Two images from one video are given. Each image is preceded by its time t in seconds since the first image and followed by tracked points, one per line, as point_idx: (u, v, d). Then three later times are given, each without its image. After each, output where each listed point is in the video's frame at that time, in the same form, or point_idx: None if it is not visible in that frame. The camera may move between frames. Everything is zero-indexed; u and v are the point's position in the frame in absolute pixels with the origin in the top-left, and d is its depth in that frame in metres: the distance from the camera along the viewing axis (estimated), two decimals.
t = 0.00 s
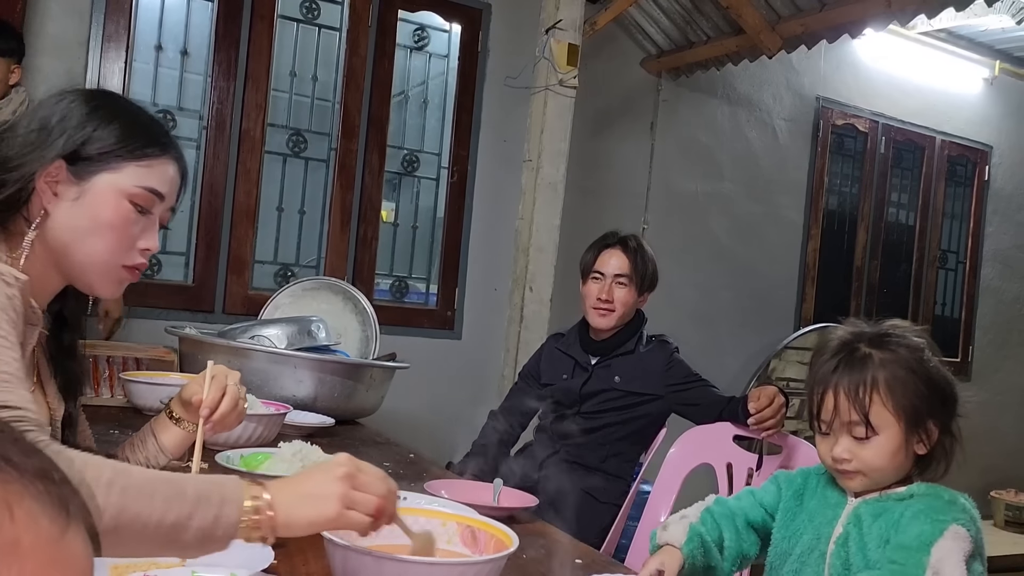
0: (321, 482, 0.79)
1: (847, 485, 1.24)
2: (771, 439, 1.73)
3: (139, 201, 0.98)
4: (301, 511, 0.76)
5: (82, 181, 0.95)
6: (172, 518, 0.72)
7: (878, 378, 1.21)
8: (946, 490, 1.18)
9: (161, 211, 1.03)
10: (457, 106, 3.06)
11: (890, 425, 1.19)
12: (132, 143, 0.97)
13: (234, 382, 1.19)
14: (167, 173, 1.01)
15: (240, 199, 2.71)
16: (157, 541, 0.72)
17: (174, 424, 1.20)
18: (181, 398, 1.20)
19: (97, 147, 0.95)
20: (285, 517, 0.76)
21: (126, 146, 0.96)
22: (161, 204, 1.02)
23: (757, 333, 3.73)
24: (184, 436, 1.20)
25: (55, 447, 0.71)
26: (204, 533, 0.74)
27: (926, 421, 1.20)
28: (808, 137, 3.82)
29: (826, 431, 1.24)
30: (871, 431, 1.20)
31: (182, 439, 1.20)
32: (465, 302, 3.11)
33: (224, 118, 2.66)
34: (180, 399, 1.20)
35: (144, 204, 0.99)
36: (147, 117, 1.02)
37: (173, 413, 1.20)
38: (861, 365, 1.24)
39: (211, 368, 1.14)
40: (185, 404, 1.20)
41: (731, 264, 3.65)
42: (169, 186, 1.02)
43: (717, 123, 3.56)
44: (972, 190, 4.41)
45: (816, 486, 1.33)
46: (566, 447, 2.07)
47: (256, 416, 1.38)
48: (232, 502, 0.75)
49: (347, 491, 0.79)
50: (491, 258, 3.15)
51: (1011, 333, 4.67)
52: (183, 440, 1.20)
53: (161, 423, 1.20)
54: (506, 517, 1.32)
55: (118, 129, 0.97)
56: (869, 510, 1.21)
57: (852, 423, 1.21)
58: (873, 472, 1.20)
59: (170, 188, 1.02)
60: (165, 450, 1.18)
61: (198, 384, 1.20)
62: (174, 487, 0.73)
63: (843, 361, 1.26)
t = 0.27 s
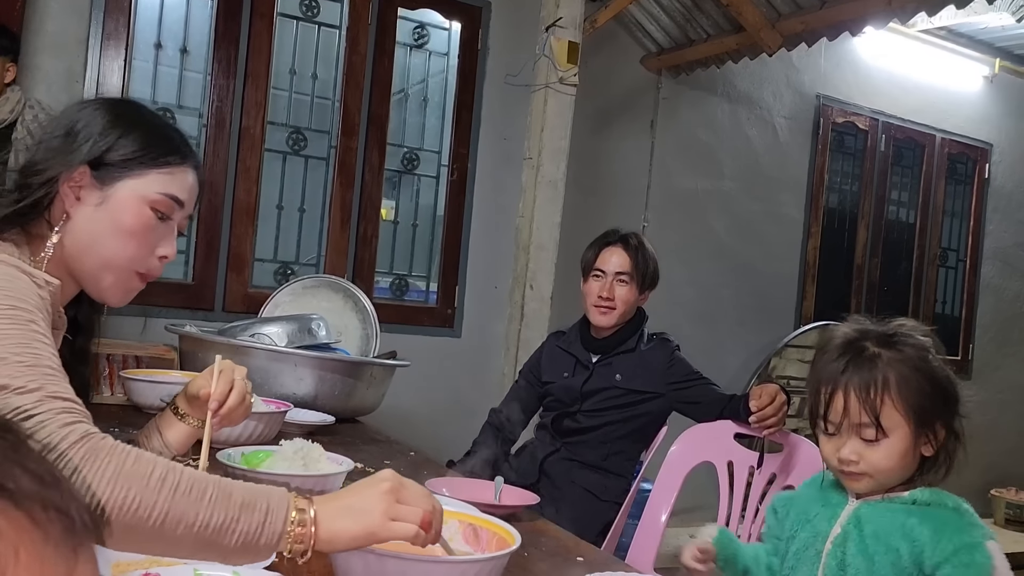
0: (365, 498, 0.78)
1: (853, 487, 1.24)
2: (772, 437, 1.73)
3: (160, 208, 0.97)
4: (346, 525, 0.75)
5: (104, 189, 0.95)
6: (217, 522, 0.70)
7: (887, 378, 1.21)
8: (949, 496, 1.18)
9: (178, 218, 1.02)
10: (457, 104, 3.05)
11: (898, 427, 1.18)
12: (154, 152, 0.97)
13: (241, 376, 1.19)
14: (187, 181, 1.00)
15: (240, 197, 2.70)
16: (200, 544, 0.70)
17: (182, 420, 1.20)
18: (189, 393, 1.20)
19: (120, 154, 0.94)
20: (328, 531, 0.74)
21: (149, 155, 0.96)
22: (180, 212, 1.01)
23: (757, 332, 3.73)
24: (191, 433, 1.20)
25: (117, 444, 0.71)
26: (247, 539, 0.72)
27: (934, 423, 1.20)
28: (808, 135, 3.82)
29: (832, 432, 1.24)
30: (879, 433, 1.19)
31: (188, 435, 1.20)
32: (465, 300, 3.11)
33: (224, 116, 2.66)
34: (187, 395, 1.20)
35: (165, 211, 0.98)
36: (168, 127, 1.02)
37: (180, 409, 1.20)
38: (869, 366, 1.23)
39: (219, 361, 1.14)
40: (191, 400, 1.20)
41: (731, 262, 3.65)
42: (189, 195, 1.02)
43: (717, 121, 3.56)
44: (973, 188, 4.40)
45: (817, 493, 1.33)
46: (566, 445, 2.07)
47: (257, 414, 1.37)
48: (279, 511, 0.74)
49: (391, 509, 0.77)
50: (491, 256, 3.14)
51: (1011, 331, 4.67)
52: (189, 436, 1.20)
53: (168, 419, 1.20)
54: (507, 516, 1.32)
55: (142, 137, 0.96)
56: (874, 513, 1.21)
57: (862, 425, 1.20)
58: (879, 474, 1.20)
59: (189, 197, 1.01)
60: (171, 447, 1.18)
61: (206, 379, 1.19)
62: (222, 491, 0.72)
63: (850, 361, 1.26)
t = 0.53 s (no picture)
0: (372, 509, 0.77)
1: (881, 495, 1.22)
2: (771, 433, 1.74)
3: (163, 209, 0.98)
4: (348, 535, 0.75)
5: (108, 190, 0.95)
6: (220, 525, 0.71)
7: (919, 385, 1.17)
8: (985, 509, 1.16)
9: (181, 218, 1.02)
10: (456, 100, 3.05)
11: (930, 437, 1.15)
12: (156, 152, 0.97)
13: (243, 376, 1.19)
14: (190, 182, 1.01)
15: (238, 194, 2.70)
16: (204, 547, 0.71)
17: (183, 418, 1.20)
18: (190, 392, 1.20)
19: (124, 155, 0.95)
20: (332, 540, 0.75)
21: (152, 156, 0.96)
22: (182, 212, 1.01)
23: (756, 328, 3.75)
24: (192, 430, 1.20)
25: (124, 445, 0.72)
26: (250, 543, 0.72)
27: (969, 432, 1.16)
28: (806, 131, 3.82)
29: (861, 439, 1.21)
30: (910, 443, 1.16)
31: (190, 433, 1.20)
32: (463, 297, 3.11)
33: (222, 113, 2.66)
34: (189, 394, 1.20)
35: (167, 211, 0.99)
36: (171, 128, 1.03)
37: (180, 408, 1.20)
38: (901, 373, 1.20)
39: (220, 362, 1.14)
40: (192, 399, 1.20)
41: (729, 258, 3.65)
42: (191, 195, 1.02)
43: (715, 117, 3.56)
44: (970, 184, 4.40)
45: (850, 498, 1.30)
46: (565, 441, 2.07)
47: (256, 411, 1.38)
48: (283, 515, 0.74)
49: (397, 522, 0.77)
50: (490, 252, 3.15)
51: (1009, 326, 4.68)
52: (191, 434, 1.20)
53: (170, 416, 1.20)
54: (506, 511, 1.33)
55: (145, 138, 0.97)
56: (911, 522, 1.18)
57: (890, 434, 1.17)
58: (908, 484, 1.17)
59: (191, 197, 1.02)
60: (172, 446, 1.19)
61: (207, 378, 1.19)
62: (228, 494, 0.73)
63: (881, 367, 1.22)
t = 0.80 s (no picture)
0: (372, 500, 0.77)
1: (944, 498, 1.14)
2: (771, 426, 1.74)
3: (138, 177, 0.93)
4: (347, 524, 0.75)
5: (80, 160, 0.93)
6: (222, 512, 0.70)
7: (955, 375, 1.13)
8: None
9: (168, 197, 0.97)
10: (455, 93, 3.04)
11: (968, 427, 1.10)
12: (135, 127, 0.96)
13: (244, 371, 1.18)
14: (175, 156, 0.97)
15: (236, 186, 2.69)
16: (205, 534, 0.70)
17: (183, 411, 1.19)
18: (191, 386, 1.19)
19: (103, 128, 0.94)
20: (332, 526, 0.75)
21: (129, 127, 0.95)
22: (166, 186, 0.96)
23: (756, 321, 3.74)
24: (191, 425, 1.19)
25: (123, 433, 0.71)
26: (251, 530, 0.71)
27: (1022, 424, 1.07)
28: (807, 124, 3.81)
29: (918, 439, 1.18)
30: (948, 433, 1.12)
31: (189, 427, 1.19)
32: (463, 290, 3.10)
33: (220, 105, 2.64)
34: (189, 387, 1.19)
35: (146, 183, 0.93)
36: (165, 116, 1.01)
37: (180, 401, 1.19)
38: (937, 366, 1.16)
39: (220, 356, 1.13)
40: (193, 392, 1.19)
41: (729, 251, 3.65)
42: (179, 174, 0.97)
43: (716, 110, 3.54)
44: (971, 177, 4.39)
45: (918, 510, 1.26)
46: (564, 435, 2.07)
47: (255, 405, 1.37)
48: (283, 500, 0.74)
49: (396, 513, 0.76)
50: (489, 246, 3.14)
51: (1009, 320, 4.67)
52: (189, 428, 1.19)
53: (169, 409, 1.19)
54: (506, 505, 1.32)
55: (126, 114, 0.96)
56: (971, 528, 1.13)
57: (931, 428, 1.14)
58: (961, 481, 1.11)
59: (177, 173, 0.97)
60: (171, 439, 1.18)
61: (208, 371, 1.19)
62: (227, 481, 0.72)
63: (925, 363, 1.20)
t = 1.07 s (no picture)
0: (373, 490, 0.78)
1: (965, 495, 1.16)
2: (772, 418, 1.74)
3: (127, 163, 0.93)
4: (347, 513, 0.76)
5: (71, 149, 0.94)
6: (223, 499, 0.71)
7: (981, 374, 1.13)
8: None
9: (162, 184, 0.97)
10: (458, 84, 3.03)
11: (990, 426, 1.10)
12: (126, 113, 0.96)
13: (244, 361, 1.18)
14: (165, 141, 0.97)
15: (239, 177, 2.69)
16: (206, 521, 0.71)
17: (183, 402, 1.20)
18: (190, 377, 1.20)
19: (94, 115, 0.95)
20: (332, 515, 0.76)
21: (119, 113, 0.96)
22: (159, 171, 0.96)
23: (757, 314, 3.74)
24: (191, 415, 1.21)
25: (123, 421, 0.71)
26: (251, 516, 0.72)
27: None
28: (811, 115, 3.80)
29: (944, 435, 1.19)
30: (969, 431, 1.13)
31: (189, 417, 1.20)
32: (465, 281, 3.11)
33: (223, 96, 2.65)
34: (189, 378, 1.20)
35: (137, 170, 0.94)
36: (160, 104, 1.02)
37: (180, 392, 1.20)
38: (966, 364, 1.16)
39: (221, 347, 1.13)
40: (193, 383, 1.20)
41: (731, 243, 3.64)
42: (173, 161, 0.97)
43: (719, 101, 3.53)
44: (974, 169, 4.37)
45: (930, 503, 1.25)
46: (565, 426, 2.07)
47: (256, 396, 1.38)
48: (283, 487, 0.74)
49: (395, 505, 0.77)
50: (491, 237, 3.14)
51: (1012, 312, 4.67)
52: (190, 418, 1.21)
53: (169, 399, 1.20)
54: (505, 496, 1.33)
55: (117, 100, 0.97)
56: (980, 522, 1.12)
57: (955, 425, 1.16)
58: (979, 479, 1.12)
59: (170, 159, 0.97)
60: (172, 430, 1.19)
61: (207, 362, 1.19)
62: (229, 469, 0.73)
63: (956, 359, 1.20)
